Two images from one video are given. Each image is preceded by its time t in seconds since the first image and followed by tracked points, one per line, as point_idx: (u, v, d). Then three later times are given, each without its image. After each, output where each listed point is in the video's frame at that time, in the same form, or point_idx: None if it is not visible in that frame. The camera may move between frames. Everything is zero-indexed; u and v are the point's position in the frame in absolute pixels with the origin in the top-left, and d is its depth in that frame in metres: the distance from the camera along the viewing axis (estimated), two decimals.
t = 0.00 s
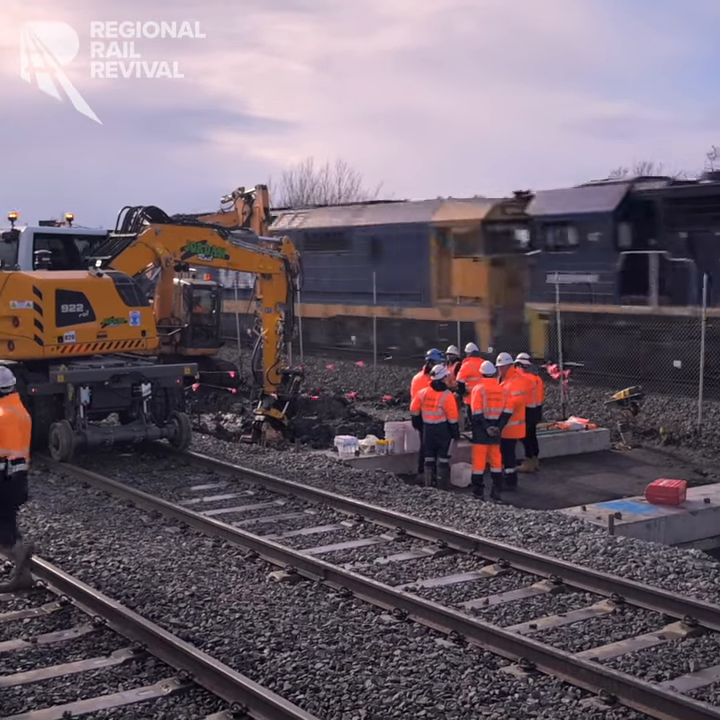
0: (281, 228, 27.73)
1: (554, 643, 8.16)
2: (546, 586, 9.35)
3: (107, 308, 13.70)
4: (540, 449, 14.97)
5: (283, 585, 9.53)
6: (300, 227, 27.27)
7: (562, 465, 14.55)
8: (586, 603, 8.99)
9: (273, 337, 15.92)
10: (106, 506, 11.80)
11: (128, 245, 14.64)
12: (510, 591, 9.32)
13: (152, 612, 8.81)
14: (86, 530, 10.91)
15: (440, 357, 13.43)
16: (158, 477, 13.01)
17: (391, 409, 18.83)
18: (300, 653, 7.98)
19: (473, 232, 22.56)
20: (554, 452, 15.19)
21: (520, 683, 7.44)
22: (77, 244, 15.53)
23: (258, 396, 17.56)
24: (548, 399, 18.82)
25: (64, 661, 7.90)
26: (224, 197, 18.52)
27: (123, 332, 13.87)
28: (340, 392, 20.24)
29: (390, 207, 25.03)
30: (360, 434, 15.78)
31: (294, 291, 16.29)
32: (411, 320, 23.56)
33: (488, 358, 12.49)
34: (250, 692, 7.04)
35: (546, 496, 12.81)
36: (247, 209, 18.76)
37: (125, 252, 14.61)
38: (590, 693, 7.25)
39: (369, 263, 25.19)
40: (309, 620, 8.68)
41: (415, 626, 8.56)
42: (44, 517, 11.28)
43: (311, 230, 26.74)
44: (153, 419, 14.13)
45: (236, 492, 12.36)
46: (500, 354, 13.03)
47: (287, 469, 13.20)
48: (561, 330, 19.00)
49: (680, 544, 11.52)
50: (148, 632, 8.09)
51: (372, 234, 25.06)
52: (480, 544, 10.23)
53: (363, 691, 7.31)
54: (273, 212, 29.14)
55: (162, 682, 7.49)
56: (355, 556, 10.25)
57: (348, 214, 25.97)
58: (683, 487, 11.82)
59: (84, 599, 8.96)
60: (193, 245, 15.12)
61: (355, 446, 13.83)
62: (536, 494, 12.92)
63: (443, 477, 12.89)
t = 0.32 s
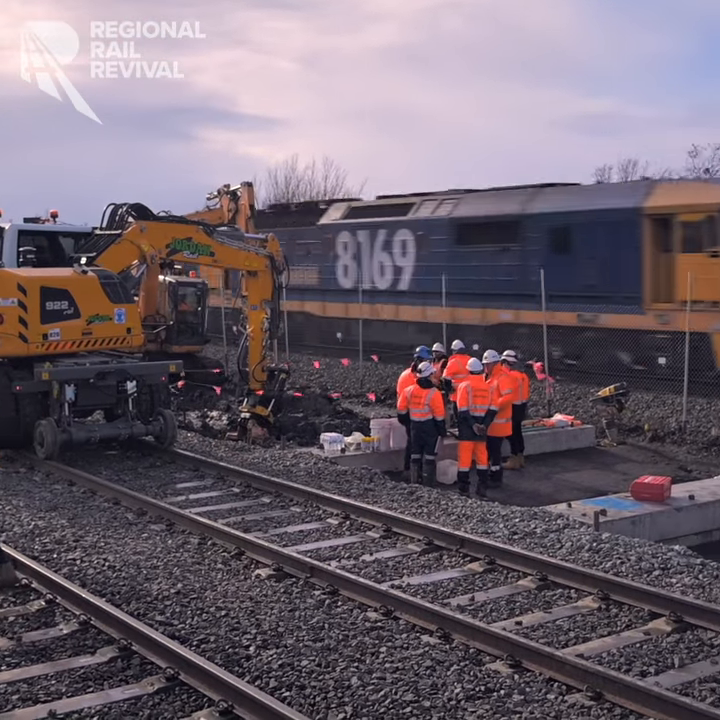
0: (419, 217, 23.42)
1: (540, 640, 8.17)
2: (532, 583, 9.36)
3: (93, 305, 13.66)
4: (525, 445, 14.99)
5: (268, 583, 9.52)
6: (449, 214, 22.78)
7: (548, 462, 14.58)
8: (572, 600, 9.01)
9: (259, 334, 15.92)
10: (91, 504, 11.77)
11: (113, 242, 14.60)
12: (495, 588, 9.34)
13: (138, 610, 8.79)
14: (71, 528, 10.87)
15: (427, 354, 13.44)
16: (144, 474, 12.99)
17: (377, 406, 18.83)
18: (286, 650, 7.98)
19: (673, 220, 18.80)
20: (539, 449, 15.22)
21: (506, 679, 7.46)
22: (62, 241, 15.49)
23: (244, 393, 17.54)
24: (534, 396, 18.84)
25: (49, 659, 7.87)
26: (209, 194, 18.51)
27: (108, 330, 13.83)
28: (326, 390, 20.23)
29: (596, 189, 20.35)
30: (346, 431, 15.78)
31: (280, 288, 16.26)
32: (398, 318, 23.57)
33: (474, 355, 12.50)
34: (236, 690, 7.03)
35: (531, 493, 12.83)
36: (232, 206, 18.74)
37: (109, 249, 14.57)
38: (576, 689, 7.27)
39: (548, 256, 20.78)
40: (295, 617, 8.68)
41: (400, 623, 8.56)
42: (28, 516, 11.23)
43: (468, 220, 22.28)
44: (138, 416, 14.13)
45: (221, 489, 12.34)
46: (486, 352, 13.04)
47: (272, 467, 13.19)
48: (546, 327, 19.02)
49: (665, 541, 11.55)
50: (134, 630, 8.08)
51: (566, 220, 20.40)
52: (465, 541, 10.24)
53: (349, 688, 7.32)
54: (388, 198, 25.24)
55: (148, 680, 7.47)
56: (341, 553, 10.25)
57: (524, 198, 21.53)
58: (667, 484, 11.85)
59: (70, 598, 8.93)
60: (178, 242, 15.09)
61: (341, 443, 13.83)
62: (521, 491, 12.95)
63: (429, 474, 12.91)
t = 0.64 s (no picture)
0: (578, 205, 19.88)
1: (527, 637, 8.19)
2: (519, 581, 9.38)
3: (79, 303, 13.63)
4: (512, 443, 15.02)
5: (256, 581, 9.51)
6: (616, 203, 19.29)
7: (535, 460, 14.62)
8: (559, 597, 9.03)
9: (247, 331, 15.93)
10: (78, 503, 11.73)
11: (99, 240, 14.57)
12: (482, 586, 9.35)
13: (125, 608, 8.77)
14: (58, 527, 10.85)
15: (417, 352, 13.45)
16: (131, 472, 12.97)
17: (364, 404, 18.84)
18: (273, 648, 7.98)
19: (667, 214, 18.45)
20: (526, 447, 15.25)
21: (493, 676, 7.47)
22: (49, 239, 15.47)
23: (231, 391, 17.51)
24: (521, 394, 18.87)
25: (36, 658, 7.85)
26: (196, 191, 18.51)
27: (95, 328, 13.80)
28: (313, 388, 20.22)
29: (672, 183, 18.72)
30: (333, 430, 15.78)
31: (267, 286, 16.25)
32: (385, 316, 23.58)
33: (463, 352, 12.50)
34: (222, 688, 7.02)
35: (519, 491, 12.86)
36: (220, 204, 18.74)
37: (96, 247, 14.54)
38: (563, 686, 7.28)
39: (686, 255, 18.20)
40: (283, 615, 8.68)
41: (388, 620, 8.57)
42: (15, 514, 11.20)
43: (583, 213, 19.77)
44: (125, 413, 14.11)
45: (208, 488, 12.34)
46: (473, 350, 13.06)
47: (260, 465, 13.17)
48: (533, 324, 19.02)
49: (651, 538, 11.59)
50: (120, 628, 8.07)
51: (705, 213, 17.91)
52: (453, 539, 10.26)
53: (336, 686, 7.31)
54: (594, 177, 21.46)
55: (135, 678, 7.45)
56: (328, 551, 10.25)
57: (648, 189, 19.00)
58: (653, 481, 11.89)
59: (56, 597, 8.90)
60: (165, 239, 15.05)
61: (329, 441, 13.82)
62: (509, 489, 12.97)
63: (417, 472, 12.93)
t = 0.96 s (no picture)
0: None
1: (515, 634, 8.21)
2: (506, 578, 9.40)
3: (66, 301, 13.60)
4: (500, 440, 15.05)
5: (243, 579, 9.51)
6: None
7: (522, 457, 14.66)
8: (546, 594, 9.06)
9: (234, 329, 15.88)
10: (65, 501, 11.70)
11: (86, 238, 14.53)
12: (470, 583, 9.37)
13: (112, 606, 8.76)
14: (45, 525, 10.82)
15: (407, 350, 13.46)
16: (117, 470, 12.97)
17: (352, 402, 18.87)
18: (261, 646, 7.97)
19: None
20: (513, 444, 15.27)
21: (481, 673, 7.48)
22: (36, 237, 15.45)
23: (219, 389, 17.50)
24: (509, 391, 18.90)
25: (22, 657, 7.83)
26: (183, 189, 18.50)
27: (82, 326, 13.79)
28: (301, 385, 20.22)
29: None
30: (320, 427, 15.80)
31: (255, 284, 16.22)
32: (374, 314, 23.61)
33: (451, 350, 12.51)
34: (210, 686, 7.02)
35: (506, 488, 12.89)
36: (207, 201, 18.73)
37: (83, 245, 14.50)
38: (550, 683, 7.30)
39: None
40: (270, 613, 8.68)
41: (375, 618, 8.58)
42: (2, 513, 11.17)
43: None
44: (112, 411, 14.11)
45: (196, 485, 12.33)
46: (460, 348, 13.08)
47: (248, 462, 13.17)
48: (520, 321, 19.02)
49: (638, 535, 11.63)
50: (108, 626, 8.05)
51: None
52: (440, 536, 10.27)
53: (324, 684, 7.31)
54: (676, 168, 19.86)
55: (122, 677, 7.44)
56: (316, 548, 10.25)
57: None
58: (640, 478, 11.93)
59: (44, 595, 8.87)
60: (152, 237, 15.02)
61: (316, 439, 13.82)
62: (497, 487, 13.00)
63: (405, 469, 12.95)
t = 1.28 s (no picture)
0: None
1: (503, 632, 8.22)
2: (495, 576, 9.40)
3: (54, 300, 13.57)
4: (489, 438, 15.07)
5: (232, 578, 9.49)
6: None
7: (510, 455, 14.68)
8: (534, 592, 9.08)
9: (222, 328, 15.86)
10: (53, 500, 11.66)
11: (75, 236, 14.50)
12: (459, 581, 9.38)
13: (100, 605, 8.74)
14: (32, 524, 10.78)
15: (395, 349, 13.44)
16: (105, 468, 12.94)
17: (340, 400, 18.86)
18: (250, 644, 7.96)
19: None
20: (502, 443, 15.29)
21: (470, 671, 7.48)
22: (23, 235, 15.41)
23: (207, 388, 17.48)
24: (497, 390, 18.92)
25: (10, 655, 7.81)
26: (171, 186, 18.42)
27: (70, 325, 13.76)
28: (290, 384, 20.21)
29: None
30: (309, 425, 15.80)
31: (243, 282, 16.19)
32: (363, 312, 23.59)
33: (440, 348, 12.50)
34: (200, 685, 7.00)
35: (495, 487, 12.90)
36: (195, 199, 18.67)
37: (71, 243, 14.47)
38: (538, 681, 7.31)
39: None
40: (259, 612, 8.66)
41: (364, 616, 8.58)
42: None
43: None
44: (100, 410, 14.10)
45: (184, 484, 12.31)
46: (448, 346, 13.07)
47: (237, 461, 13.16)
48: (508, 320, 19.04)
49: (626, 532, 11.67)
50: (96, 624, 8.04)
51: None
52: (429, 534, 10.28)
53: (313, 683, 7.30)
54: None
55: (111, 676, 7.43)
56: (304, 547, 10.25)
57: None
58: (628, 476, 11.96)
59: (33, 595, 8.83)
60: (140, 234, 14.98)
61: (305, 437, 13.82)
62: (485, 485, 13.01)
63: (393, 467, 12.97)
